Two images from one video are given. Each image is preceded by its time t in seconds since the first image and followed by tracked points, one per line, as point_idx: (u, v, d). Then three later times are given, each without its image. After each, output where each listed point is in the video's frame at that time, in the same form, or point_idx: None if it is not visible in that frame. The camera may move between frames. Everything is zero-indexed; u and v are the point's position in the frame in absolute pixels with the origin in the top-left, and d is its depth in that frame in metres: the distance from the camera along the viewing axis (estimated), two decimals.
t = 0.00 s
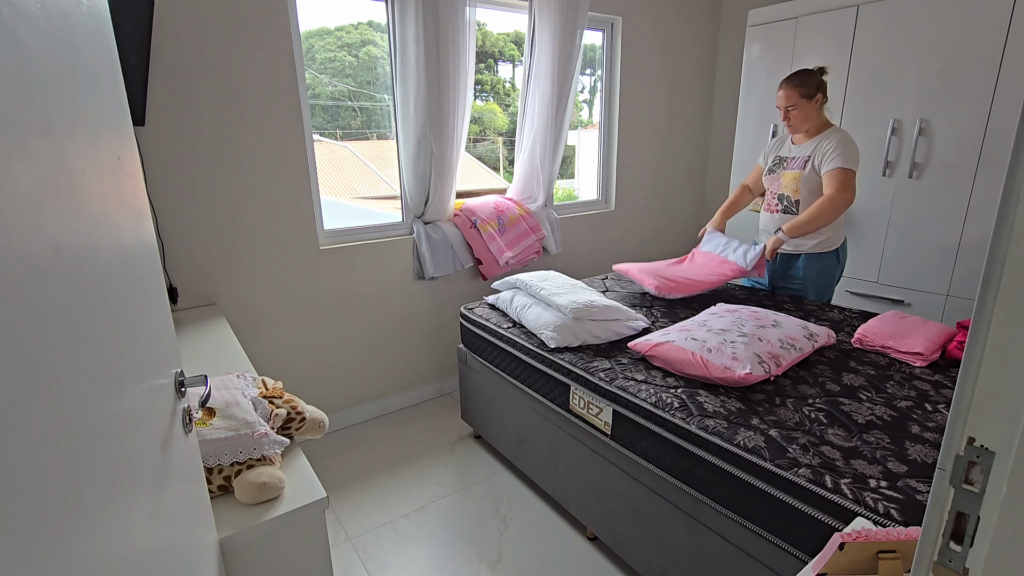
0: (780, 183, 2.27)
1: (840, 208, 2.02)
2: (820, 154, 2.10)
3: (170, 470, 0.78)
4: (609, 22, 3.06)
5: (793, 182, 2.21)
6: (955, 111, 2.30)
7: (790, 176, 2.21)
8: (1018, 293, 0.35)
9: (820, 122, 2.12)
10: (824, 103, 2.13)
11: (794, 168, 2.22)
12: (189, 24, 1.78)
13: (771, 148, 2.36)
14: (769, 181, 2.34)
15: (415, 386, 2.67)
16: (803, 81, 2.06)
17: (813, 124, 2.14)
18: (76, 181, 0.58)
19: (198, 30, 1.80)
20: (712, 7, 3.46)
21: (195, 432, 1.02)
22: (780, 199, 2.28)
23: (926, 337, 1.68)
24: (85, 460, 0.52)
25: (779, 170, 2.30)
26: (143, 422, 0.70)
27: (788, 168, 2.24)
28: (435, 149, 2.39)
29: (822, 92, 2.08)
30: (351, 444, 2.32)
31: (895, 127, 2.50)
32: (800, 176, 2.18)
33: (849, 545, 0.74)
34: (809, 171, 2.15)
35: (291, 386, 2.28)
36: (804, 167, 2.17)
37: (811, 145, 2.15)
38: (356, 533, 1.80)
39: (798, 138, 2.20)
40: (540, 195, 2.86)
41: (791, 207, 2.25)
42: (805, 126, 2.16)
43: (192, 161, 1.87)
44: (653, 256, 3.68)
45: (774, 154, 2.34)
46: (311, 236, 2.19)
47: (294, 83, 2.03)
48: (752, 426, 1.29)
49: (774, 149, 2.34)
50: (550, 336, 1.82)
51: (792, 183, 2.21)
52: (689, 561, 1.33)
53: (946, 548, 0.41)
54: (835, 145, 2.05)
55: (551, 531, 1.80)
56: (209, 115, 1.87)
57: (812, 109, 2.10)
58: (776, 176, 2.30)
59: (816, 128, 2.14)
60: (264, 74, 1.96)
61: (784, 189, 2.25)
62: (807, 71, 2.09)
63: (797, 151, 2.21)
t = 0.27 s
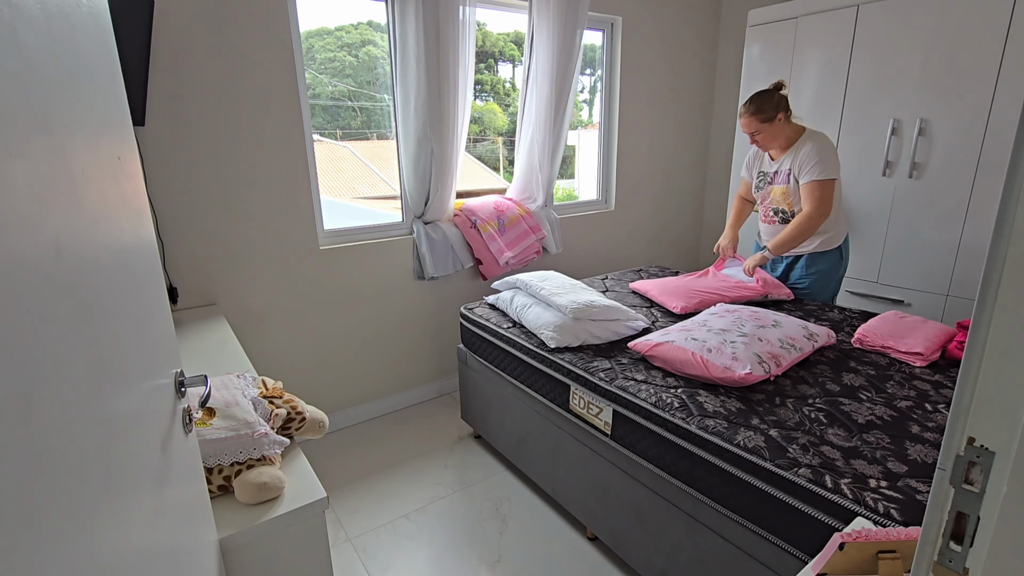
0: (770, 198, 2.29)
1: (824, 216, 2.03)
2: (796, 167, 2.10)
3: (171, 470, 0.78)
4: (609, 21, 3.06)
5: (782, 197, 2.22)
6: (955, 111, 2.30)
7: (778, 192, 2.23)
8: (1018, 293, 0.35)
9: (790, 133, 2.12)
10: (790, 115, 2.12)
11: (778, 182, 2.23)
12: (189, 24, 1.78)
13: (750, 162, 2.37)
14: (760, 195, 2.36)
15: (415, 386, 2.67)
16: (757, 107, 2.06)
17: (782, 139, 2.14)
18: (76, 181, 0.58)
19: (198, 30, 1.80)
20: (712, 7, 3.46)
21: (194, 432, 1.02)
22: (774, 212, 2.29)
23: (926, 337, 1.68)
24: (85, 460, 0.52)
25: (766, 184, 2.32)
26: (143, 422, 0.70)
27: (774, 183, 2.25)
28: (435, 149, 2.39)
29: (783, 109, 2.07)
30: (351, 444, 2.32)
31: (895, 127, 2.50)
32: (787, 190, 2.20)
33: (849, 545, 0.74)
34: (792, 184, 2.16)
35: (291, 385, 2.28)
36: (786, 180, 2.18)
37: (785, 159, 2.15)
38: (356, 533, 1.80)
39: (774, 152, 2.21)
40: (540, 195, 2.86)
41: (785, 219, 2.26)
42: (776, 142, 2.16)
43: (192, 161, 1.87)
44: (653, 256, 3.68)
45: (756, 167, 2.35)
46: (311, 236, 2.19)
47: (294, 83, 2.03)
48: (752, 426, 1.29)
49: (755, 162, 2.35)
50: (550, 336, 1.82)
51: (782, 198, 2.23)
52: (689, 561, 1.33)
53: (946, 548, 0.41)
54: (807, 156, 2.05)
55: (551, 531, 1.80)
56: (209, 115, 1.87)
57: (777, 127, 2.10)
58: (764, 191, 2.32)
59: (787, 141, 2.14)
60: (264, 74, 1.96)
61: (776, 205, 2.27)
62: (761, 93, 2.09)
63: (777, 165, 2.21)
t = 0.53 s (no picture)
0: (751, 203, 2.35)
1: (817, 223, 2.09)
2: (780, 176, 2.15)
3: (171, 470, 0.78)
4: (609, 21, 3.06)
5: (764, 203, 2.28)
6: (955, 111, 2.30)
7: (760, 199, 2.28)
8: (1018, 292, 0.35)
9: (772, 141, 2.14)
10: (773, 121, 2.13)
11: (760, 188, 2.28)
12: (189, 24, 1.78)
13: (731, 165, 2.40)
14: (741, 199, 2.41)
15: (415, 386, 2.67)
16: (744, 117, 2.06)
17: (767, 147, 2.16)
18: (76, 181, 0.58)
19: (198, 30, 1.80)
20: (712, 7, 3.46)
21: (194, 432, 1.02)
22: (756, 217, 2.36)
23: (926, 337, 1.68)
24: (85, 460, 0.52)
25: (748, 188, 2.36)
26: (143, 422, 0.70)
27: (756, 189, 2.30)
28: (435, 149, 2.39)
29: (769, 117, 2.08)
30: (351, 444, 2.32)
31: (895, 127, 2.50)
32: (768, 197, 2.25)
33: (849, 545, 0.74)
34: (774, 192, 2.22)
35: (291, 385, 2.28)
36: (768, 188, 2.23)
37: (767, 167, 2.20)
38: (356, 533, 1.80)
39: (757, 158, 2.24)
40: (540, 195, 2.86)
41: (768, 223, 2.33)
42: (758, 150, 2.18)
43: (192, 161, 1.87)
44: (654, 256, 3.68)
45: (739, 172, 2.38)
46: (311, 236, 2.19)
47: (294, 83, 2.03)
48: (752, 426, 1.29)
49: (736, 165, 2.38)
50: (551, 336, 1.82)
51: (763, 205, 2.29)
52: (689, 561, 1.33)
53: (946, 548, 0.41)
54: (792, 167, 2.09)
55: (551, 531, 1.79)
56: (209, 115, 1.87)
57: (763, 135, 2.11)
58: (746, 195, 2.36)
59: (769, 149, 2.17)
60: (264, 74, 1.96)
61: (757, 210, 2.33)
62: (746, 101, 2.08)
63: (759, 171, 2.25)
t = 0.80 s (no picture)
0: (750, 197, 2.33)
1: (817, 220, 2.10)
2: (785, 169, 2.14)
3: (170, 470, 0.78)
4: (609, 21, 3.06)
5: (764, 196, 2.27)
6: (955, 111, 2.30)
7: (761, 191, 2.27)
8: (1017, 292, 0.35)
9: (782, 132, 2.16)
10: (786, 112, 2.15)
11: (761, 181, 2.27)
12: (189, 24, 1.78)
13: (731, 159, 2.39)
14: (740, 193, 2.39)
15: (415, 386, 2.67)
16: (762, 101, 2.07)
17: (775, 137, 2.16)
18: (76, 181, 0.58)
19: (198, 30, 1.80)
20: (712, 7, 3.46)
21: (195, 432, 1.02)
22: (754, 212, 2.34)
23: (925, 337, 1.68)
24: (84, 461, 0.52)
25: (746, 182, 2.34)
26: (143, 422, 0.70)
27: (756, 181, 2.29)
28: (435, 149, 2.39)
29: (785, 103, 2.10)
30: (351, 445, 2.32)
31: (895, 127, 2.50)
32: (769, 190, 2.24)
33: (849, 545, 0.74)
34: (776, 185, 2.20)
35: (290, 385, 2.28)
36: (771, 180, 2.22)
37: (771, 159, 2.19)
38: (356, 533, 1.80)
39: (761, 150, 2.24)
40: (540, 195, 2.86)
41: (765, 218, 2.30)
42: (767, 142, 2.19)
43: (191, 161, 1.87)
44: (654, 256, 3.68)
45: (738, 164, 2.37)
46: (311, 236, 2.19)
47: (294, 83, 2.03)
48: (752, 426, 1.29)
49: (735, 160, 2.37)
50: (551, 336, 1.82)
51: (763, 197, 2.27)
52: (689, 562, 1.33)
53: (946, 548, 0.41)
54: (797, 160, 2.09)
55: (551, 531, 1.79)
56: (208, 115, 1.87)
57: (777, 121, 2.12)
58: (745, 188, 2.35)
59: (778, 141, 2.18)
60: (264, 74, 1.96)
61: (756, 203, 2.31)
62: (764, 85, 2.10)
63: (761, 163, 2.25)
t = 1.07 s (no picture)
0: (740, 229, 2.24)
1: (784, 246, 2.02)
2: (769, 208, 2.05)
3: (171, 470, 0.78)
4: (609, 22, 3.06)
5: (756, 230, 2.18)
6: (955, 111, 2.30)
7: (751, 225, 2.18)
8: (1017, 292, 0.35)
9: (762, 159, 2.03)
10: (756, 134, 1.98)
11: (750, 217, 2.17)
12: (189, 24, 1.78)
13: (704, 197, 2.28)
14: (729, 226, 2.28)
15: (415, 386, 2.67)
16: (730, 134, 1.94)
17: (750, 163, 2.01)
18: (76, 181, 0.58)
19: (198, 30, 1.80)
20: (712, 7, 3.46)
21: (195, 432, 1.02)
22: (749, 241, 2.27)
23: (926, 337, 1.68)
24: (85, 461, 0.52)
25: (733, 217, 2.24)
26: (143, 422, 0.70)
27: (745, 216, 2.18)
28: (435, 149, 2.39)
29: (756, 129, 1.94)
30: (351, 445, 2.32)
31: (895, 127, 2.50)
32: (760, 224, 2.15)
33: (849, 545, 0.74)
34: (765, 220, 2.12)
35: (290, 385, 2.28)
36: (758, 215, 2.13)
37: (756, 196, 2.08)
38: (356, 533, 1.80)
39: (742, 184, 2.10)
40: (540, 195, 2.86)
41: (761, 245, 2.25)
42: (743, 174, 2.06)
43: (191, 161, 1.87)
44: (653, 256, 3.68)
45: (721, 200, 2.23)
46: (311, 236, 2.19)
47: (294, 83, 2.03)
48: (752, 426, 1.29)
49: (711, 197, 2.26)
50: (550, 336, 1.82)
51: (755, 231, 2.19)
52: (689, 561, 1.34)
53: (946, 548, 0.41)
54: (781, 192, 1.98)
55: (551, 531, 1.79)
56: (208, 115, 1.87)
57: (750, 147, 1.97)
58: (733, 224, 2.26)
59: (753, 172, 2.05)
60: (264, 74, 1.96)
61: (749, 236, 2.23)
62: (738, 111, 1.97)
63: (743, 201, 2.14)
